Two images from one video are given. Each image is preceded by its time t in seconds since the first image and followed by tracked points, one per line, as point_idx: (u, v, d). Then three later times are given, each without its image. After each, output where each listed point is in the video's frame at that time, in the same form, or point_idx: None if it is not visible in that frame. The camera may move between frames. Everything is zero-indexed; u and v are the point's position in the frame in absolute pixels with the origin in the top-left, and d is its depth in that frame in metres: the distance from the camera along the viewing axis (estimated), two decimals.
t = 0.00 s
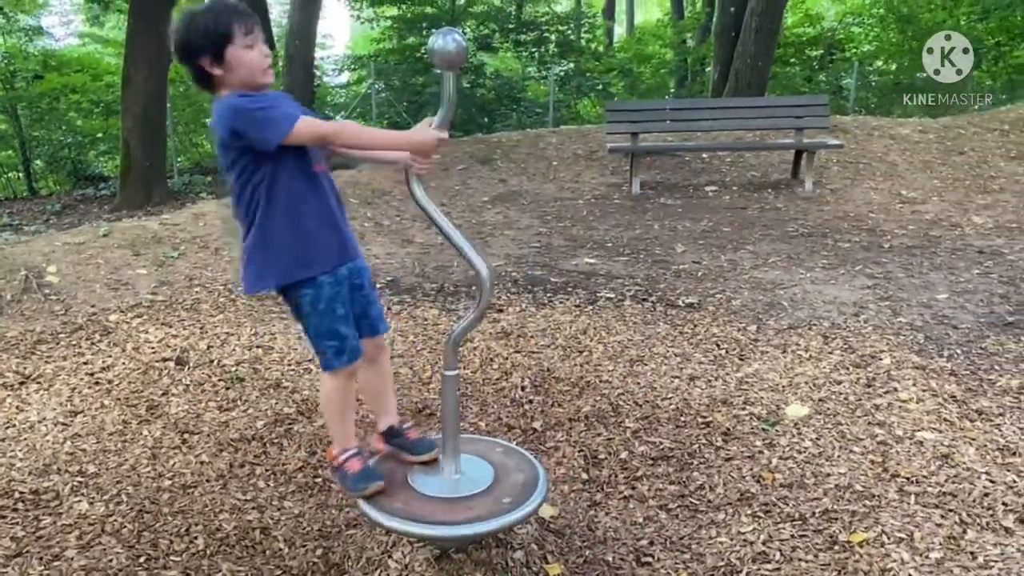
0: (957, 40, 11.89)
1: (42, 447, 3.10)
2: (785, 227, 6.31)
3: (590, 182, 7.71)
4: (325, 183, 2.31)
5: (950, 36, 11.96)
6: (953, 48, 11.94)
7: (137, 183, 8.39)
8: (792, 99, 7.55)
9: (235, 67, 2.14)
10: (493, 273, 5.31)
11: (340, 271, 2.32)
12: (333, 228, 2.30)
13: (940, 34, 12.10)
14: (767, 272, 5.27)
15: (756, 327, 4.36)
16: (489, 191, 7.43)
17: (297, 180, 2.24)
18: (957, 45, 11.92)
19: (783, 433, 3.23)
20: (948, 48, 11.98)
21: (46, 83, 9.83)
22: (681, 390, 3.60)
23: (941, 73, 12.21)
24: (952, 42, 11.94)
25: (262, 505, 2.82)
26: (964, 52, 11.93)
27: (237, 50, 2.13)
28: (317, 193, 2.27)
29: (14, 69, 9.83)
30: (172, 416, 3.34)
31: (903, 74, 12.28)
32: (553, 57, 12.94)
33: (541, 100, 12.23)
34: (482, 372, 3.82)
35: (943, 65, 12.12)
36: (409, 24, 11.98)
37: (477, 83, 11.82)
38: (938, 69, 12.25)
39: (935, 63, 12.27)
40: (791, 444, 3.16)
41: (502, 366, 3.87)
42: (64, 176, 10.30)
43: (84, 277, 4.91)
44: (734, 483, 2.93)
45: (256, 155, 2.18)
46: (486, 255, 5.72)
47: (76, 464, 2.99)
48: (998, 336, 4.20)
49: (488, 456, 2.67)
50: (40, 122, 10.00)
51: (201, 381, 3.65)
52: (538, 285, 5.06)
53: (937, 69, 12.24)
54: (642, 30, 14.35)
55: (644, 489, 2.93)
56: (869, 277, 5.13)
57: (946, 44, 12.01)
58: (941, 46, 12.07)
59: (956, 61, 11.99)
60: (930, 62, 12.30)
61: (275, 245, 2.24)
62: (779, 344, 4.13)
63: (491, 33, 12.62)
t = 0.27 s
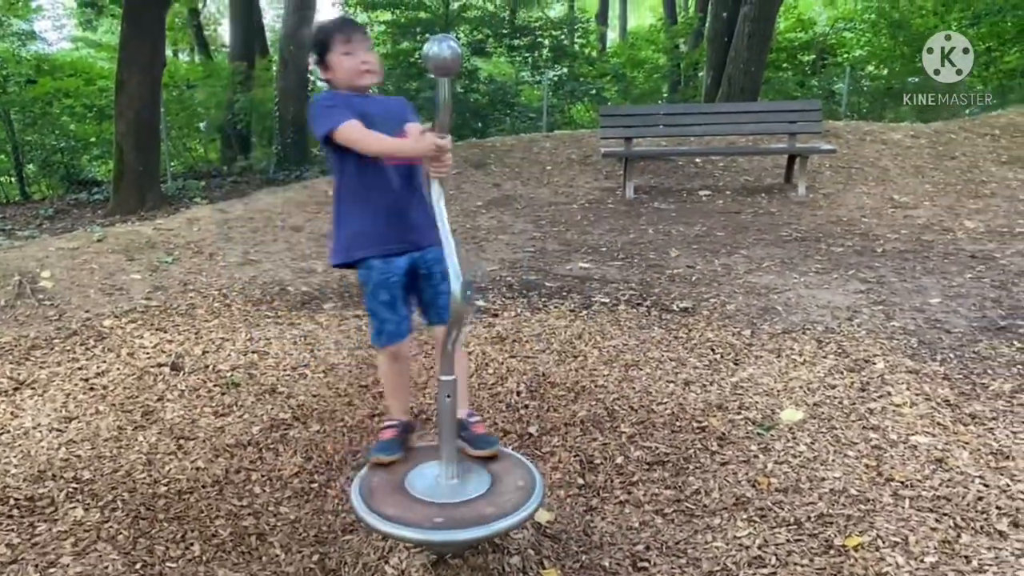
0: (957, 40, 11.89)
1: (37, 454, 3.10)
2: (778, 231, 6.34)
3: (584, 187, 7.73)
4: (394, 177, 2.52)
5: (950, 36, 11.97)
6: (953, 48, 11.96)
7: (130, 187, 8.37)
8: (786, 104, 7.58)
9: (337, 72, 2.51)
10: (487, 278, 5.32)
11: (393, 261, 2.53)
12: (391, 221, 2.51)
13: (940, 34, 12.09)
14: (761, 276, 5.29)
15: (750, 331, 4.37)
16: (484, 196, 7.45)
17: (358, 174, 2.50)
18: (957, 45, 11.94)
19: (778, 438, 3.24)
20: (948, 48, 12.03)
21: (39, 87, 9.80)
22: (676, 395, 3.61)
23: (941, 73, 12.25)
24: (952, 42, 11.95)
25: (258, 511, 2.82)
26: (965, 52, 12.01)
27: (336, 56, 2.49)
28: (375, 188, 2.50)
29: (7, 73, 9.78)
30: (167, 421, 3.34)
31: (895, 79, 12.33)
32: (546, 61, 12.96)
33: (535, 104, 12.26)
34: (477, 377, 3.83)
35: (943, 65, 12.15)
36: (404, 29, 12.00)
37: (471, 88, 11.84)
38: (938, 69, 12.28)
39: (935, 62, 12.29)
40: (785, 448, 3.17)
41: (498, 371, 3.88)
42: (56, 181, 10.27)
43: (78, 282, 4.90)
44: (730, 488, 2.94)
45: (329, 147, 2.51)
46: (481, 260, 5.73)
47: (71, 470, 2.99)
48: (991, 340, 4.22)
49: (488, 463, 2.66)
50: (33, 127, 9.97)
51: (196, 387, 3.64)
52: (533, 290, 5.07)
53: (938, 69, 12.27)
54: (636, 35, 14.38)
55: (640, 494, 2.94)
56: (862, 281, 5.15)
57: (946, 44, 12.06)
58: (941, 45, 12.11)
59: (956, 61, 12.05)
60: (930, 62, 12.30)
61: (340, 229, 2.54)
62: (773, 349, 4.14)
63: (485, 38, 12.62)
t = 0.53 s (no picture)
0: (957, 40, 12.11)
1: (24, 459, 3.09)
2: (769, 235, 6.36)
3: (576, 191, 7.74)
4: (490, 179, 2.54)
5: (950, 36, 12.18)
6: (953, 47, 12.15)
7: (121, 190, 8.34)
8: (777, 108, 7.60)
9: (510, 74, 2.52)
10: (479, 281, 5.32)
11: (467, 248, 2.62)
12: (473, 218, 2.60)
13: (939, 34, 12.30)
14: (751, 280, 5.31)
15: (740, 335, 4.38)
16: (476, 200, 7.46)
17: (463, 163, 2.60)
18: (957, 45, 12.14)
19: (767, 441, 3.25)
20: (949, 48, 12.21)
21: (30, 90, 9.75)
22: (666, 399, 3.61)
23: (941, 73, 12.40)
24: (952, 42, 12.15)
25: (247, 516, 2.81)
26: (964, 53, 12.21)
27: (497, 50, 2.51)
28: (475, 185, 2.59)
29: None
30: (156, 426, 3.33)
31: (886, 82, 12.38)
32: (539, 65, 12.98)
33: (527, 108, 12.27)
34: (468, 381, 3.82)
35: (943, 65, 12.30)
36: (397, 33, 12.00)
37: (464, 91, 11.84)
38: (938, 69, 12.43)
39: (935, 63, 12.44)
40: (775, 452, 3.17)
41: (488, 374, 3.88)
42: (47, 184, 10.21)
43: (68, 286, 4.89)
44: (719, 492, 2.95)
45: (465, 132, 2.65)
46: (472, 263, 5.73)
47: (59, 475, 2.98)
48: (979, 344, 4.24)
49: (480, 470, 2.64)
50: (24, 130, 9.90)
51: (185, 391, 3.63)
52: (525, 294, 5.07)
53: (937, 69, 12.42)
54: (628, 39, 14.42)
55: (630, 498, 2.94)
56: (852, 285, 5.17)
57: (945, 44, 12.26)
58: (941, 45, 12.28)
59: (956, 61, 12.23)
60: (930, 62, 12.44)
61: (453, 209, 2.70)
62: (763, 353, 4.15)
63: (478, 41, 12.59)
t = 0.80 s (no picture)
0: (956, 40, 12.38)
1: (8, 461, 3.07)
2: (758, 237, 6.37)
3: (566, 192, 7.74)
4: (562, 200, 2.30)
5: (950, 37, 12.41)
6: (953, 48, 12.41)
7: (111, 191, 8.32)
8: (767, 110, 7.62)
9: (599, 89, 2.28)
10: (468, 283, 5.32)
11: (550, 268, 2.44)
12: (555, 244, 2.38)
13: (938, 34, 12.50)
14: (740, 282, 5.32)
15: (728, 336, 4.39)
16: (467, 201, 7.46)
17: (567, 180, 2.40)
18: (957, 45, 12.43)
19: (753, 442, 3.26)
20: (949, 48, 12.46)
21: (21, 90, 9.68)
22: (653, 400, 3.62)
23: (941, 73, 12.58)
24: (952, 42, 12.40)
25: (232, 518, 2.80)
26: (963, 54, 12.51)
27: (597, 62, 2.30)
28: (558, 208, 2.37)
29: None
30: (141, 427, 3.31)
31: (876, 85, 12.43)
32: (530, 67, 12.98)
33: (519, 109, 12.28)
34: (455, 382, 3.82)
35: (944, 65, 12.53)
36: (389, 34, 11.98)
37: (456, 92, 11.84)
38: (937, 69, 12.60)
39: (935, 63, 12.62)
40: (761, 453, 3.18)
41: (476, 376, 3.88)
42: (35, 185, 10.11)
43: (55, 287, 4.87)
44: (704, 493, 2.95)
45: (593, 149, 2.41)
46: (462, 265, 5.73)
47: (43, 477, 2.97)
48: (966, 346, 4.26)
49: (466, 470, 2.64)
50: (13, 130, 9.80)
51: (171, 392, 3.62)
52: (513, 295, 5.08)
53: (937, 69, 12.61)
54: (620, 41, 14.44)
55: (616, 499, 2.94)
56: (840, 287, 5.18)
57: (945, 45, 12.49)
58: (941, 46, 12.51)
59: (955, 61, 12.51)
60: (929, 63, 12.59)
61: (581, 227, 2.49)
62: (750, 354, 4.16)
63: (469, 43, 12.57)
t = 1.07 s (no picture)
0: (957, 40, 12.22)
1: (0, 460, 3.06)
2: (753, 237, 6.37)
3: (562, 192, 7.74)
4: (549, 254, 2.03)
5: (950, 36, 12.25)
6: (953, 48, 12.26)
7: (104, 190, 8.29)
8: (762, 110, 7.62)
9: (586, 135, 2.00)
10: (463, 282, 5.31)
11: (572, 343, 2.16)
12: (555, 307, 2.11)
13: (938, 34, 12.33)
14: (735, 281, 5.32)
15: (723, 336, 4.39)
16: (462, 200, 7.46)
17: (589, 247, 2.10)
18: (957, 45, 12.26)
19: (747, 442, 3.26)
20: (949, 49, 12.30)
21: (15, 88, 9.66)
22: (647, 399, 3.62)
23: (941, 73, 12.47)
24: (952, 42, 12.24)
25: (226, 517, 2.79)
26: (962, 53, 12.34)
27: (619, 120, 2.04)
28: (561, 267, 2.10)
29: None
30: (134, 426, 3.31)
31: (872, 85, 12.42)
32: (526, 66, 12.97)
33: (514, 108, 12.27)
34: (450, 382, 3.82)
35: (943, 65, 12.40)
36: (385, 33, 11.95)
37: (452, 92, 11.82)
38: (938, 69, 12.50)
39: (934, 63, 12.49)
40: (755, 453, 3.18)
41: (471, 375, 3.88)
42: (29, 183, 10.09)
43: (48, 285, 4.86)
44: (698, 492, 2.95)
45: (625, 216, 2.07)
46: (457, 264, 5.72)
47: (35, 476, 2.96)
48: (960, 346, 4.26)
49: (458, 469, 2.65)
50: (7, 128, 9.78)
51: (165, 391, 3.61)
52: (508, 294, 5.07)
53: (937, 69, 12.50)
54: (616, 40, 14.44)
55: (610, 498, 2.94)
56: (834, 287, 5.19)
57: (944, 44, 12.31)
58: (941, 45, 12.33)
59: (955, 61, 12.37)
60: (930, 63, 12.48)
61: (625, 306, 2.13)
62: (745, 354, 4.16)
63: (465, 41, 12.55)
